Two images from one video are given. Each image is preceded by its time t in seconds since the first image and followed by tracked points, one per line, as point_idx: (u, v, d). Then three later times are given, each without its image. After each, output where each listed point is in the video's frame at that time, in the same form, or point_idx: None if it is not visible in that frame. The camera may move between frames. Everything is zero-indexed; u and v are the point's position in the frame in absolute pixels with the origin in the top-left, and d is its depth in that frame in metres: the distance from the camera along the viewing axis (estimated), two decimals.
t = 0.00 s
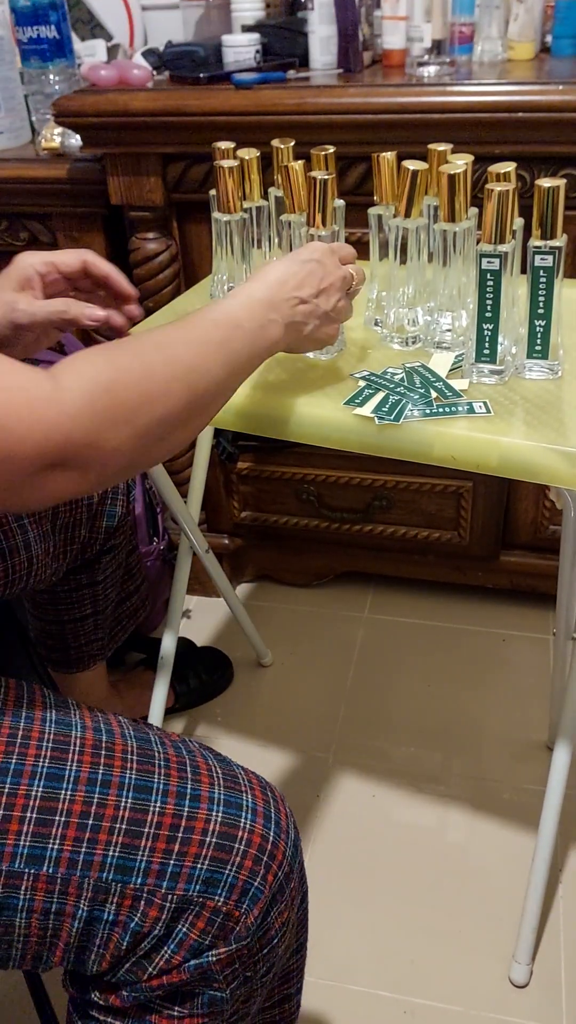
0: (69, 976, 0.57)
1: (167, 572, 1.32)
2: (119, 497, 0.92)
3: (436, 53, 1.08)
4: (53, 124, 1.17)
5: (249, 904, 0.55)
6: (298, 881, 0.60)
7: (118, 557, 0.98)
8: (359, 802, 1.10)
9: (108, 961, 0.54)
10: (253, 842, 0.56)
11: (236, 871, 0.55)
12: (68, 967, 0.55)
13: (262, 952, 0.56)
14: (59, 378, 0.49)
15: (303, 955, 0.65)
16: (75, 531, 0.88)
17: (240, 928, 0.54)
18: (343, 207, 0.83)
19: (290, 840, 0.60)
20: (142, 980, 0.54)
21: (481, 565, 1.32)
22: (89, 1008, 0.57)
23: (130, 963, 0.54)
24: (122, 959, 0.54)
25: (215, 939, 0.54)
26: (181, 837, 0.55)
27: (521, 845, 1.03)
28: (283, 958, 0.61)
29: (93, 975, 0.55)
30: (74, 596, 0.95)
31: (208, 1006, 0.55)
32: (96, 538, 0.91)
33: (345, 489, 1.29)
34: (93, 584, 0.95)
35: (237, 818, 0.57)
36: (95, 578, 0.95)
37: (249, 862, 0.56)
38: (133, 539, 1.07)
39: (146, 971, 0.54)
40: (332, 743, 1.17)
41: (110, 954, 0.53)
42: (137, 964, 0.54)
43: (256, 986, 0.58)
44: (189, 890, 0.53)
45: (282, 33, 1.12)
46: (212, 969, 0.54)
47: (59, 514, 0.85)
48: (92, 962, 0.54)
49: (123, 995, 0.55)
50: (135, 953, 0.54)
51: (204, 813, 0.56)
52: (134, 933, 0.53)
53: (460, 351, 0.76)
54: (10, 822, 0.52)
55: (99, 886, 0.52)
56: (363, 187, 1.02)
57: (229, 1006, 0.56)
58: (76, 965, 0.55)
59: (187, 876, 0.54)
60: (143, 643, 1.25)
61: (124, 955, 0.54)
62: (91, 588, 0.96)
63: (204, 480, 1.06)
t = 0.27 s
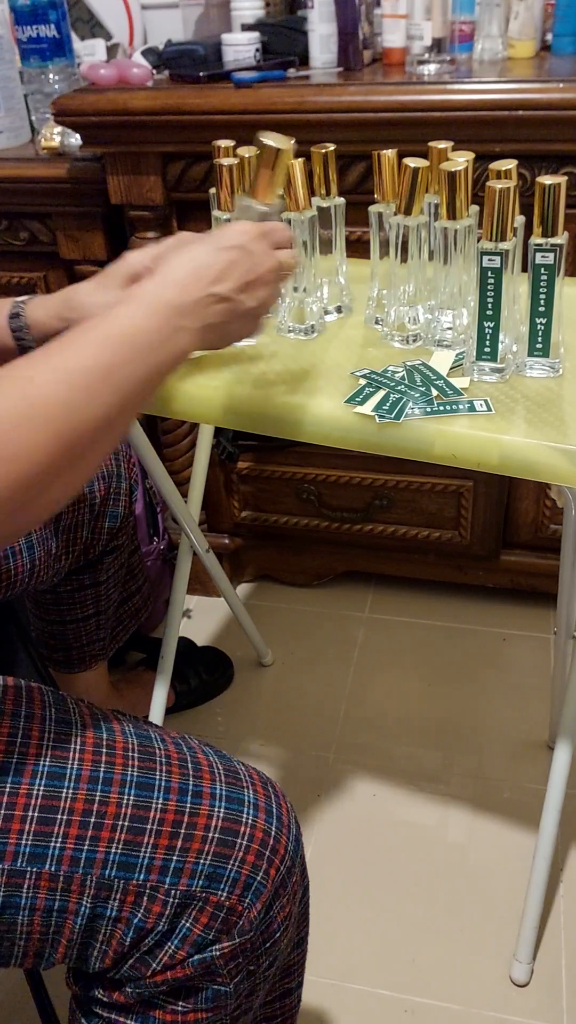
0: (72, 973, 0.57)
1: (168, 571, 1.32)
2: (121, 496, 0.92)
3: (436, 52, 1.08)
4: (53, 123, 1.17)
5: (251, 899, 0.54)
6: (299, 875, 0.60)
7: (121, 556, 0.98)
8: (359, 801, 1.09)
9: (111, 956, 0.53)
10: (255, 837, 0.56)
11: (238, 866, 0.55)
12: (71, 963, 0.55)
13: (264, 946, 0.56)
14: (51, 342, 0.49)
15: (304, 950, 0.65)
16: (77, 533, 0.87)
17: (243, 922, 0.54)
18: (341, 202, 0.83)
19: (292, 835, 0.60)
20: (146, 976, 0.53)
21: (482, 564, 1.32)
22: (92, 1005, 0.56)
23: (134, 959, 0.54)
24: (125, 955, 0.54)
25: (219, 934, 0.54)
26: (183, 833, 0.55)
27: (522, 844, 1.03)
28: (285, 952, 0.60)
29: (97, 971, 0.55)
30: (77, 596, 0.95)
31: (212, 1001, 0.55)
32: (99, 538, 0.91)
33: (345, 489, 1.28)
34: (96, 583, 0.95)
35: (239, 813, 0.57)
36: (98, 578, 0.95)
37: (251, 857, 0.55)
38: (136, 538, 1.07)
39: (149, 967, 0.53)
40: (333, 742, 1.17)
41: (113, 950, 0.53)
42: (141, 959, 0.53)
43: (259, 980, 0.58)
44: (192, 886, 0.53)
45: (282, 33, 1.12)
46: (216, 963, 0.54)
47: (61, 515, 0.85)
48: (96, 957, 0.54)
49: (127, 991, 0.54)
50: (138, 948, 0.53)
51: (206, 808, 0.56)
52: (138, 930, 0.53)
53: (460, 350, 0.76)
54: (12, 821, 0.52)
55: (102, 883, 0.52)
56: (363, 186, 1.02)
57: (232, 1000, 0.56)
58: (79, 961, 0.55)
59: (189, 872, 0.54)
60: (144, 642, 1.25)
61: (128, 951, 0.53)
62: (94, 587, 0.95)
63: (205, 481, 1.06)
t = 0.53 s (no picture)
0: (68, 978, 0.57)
1: (169, 573, 1.32)
2: (124, 499, 0.92)
3: (438, 52, 1.09)
4: (54, 124, 1.17)
5: (244, 904, 0.54)
6: (292, 880, 0.60)
7: (123, 558, 0.98)
8: (359, 802, 1.09)
9: (105, 962, 0.53)
10: (247, 842, 0.56)
11: (231, 871, 0.54)
12: (66, 968, 0.55)
13: (258, 951, 0.56)
14: None
15: (300, 952, 0.64)
16: (79, 533, 0.87)
17: (236, 927, 0.53)
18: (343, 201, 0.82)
19: (284, 840, 0.59)
20: (139, 982, 0.53)
21: (483, 565, 1.32)
22: (87, 1008, 0.56)
23: (127, 965, 0.53)
24: (119, 961, 0.53)
25: (212, 939, 0.53)
26: (176, 839, 0.54)
27: (522, 845, 1.03)
28: (281, 953, 0.60)
29: (91, 976, 0.54)
30: (79, 597, 0.95)
31: (205, 1007, 0.54)
32: (101, 540, 0.91)
33: (346, 489, 1.28)
34: (98, 585, 0.95)
35: (231, 818, 0.57)
36: (101, 579, 0.95)
37: (244, 862, 0.55)
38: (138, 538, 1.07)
39: (142, 973, 0.53)
40: (333, 743, 1.17)
41: (107, 956, 0.53)
42: (133, 966, 0.53)
43: (253, 986, 0.57)
44: (185, 891, 0.53)
45: (283, 33, 1.12)
46: (209, 970, 0.53)
47: (64, 518, 0.85)
48: (90, 963, 0.53)
49: (121, 996, 0.54)
50: (131, 954, 0.53)
51: (198, 813, 0.56)
52: (131, 935, 0.52)
53: (463, 350, 0.76)
54: (4, 829, 0.52)
55: (95, 890, 0.52)
56: (365, 186, 1.01)
57: (227, 1007, 0.55)
58: (74, 965, 0.54)
59: (182, 878, 0.53)
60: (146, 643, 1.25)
61: (121, 957, 0.53)
62: (96, 589, 0.95)
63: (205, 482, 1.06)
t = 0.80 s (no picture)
0: (78, 972, 0.56)
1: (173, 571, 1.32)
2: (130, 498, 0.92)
3: (445, 51, 1.09)
4: (61, 120, 1.17)
5: (255, 895, 0.54)
6: (302, 871, 0.60)
7: (129, 556, 0.98)
8: (363, 801, 1.09)
9: (116, 956, 0.53)
10: (258, 834, 0.56)
11: (242, 863, 0.54)
12: (76, 962, 0.54)
13: (268, 942, 0.56)
14: None
15: (307, 945, 0.64)
16: (86, 532, 0.87)
17: (247, 918, 0.54)
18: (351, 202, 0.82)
19: (294, 831, 0.59)
20: (151, 974, 0.53)
21: (487, 565, 1.32)
22: (98, 1003, 0.56)
23: (139, 957, 0.53)
24: (130, 954, 0.53)
25: (223, 930, 0.53)
26: (187, 831, 0.54)
27: (526, 844, 1.03)
28: (289, 948, 0.60)
29: (102, 970, 0.54)
30: (85, 596, 0.95)
31: (216, 999, 0.54)
32: (108, 539, 0.91)
33: (350, 489, 1.28)
34: (104, 584, 0.95)
35: (241, 810, 0.57)
36: (106, 578, 0.95)
37: (254, 854, 0.55)
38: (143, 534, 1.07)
39: (154, 965, 0.53)
40: (336, 742, 1.17)
41: (118, 949, 0.52)
42: (145, 958, 0.53)
43: (263, 976, 0.58)
44: (196, 883, 0.53)
45: (290, 31, 1.11)
46: (221, 960, 0.53)
47: (72, 517, 0.85)
48: (100, 957, 0.53)
49: (133, 989, 0.53)
50: (143, 946, 0.53)
51: (209, 806, 0.56)
52: (143, 928, 0.52)
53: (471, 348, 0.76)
54: (14, 824, 0.52)
55: (106, 884, 0.52)
56: (372, 184, 1.01)
57: (238, 996, 0.56)
58: (84, 961, 0.54)
59: (194, 870, 0.53)
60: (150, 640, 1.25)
61: (133, 949, 0.53)
62: (102, 588, 0.95)
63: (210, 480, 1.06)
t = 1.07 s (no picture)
0: (99, 959, 0.57)
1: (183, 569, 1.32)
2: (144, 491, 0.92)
3: (466, 51, 1.09)
4: (80, 116, 1.17)
5: (278, 884, 0.54)
6: (323, 862, 0.60)
7: (143, 551, 0.98)
8: (373, 800, 1.09)
9: (140, 943, 0.53)
10: (281, 823, 0.56)
11: (265, 852, 0.54)
12: (98, 950, 0.55)
13: (290, 931, 0.56)
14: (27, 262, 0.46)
15: (326, 936, 0.64)
16: (103, 526, 0.87)
17: (270, 908, 0.53)
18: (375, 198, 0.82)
19: (317, 821, 0.59)
20: (174, 961, 0.53)
21: (499, 566, 1.32)
22: (119, 990, 0.56)
23: (162, 944, 0.53)
24: (153, 941, 0.53)
25: (246, 919, 0.53)
26: (211, 819, 0.54)
27: (537, 845, 1.03)
28: (309, 938, 0.60)
29: (124, 958, 0.54)
30: (100, 590, 0.95)
31: (238, 986, 0.54)
32: (123, 533, 0.91)
33: (363, 488, 1.28)
34: (119, 579, 0.95)
35: (265, 800, 0.57)
36: (122, 574, 0.95)
37: (277, 843, 0.55)
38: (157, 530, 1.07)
39: (177, 952, 0.53)
40: (347, 741, 1.17)
41: (141, 937, 0.53)
42: (168, 945, 0.53)
43: (284, 966, 0.57)
44: (220, 871, 0.53)
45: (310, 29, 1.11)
46: (244, 949, 0.53)
47: (89, 509, 0.85)
48: (123, 945, 0.54)
49: (155, 977, 0.53)
50: (167, 933, 0.53)
51: (232, 795, 0.56)
52: (167, 915, 0.52)
53: (494, 346, 0.76)
54: (40, 810, 0.51)
55: (131, 869, 0.52)
56: (392, 182, 1.01)
57: (259, 985, 0.55)
58: (107, 949, 0.54)
59: (217, 858, 0.53)
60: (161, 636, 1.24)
61: (156, 936, 0.53)
62: (117, 583, 0.96)
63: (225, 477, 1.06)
